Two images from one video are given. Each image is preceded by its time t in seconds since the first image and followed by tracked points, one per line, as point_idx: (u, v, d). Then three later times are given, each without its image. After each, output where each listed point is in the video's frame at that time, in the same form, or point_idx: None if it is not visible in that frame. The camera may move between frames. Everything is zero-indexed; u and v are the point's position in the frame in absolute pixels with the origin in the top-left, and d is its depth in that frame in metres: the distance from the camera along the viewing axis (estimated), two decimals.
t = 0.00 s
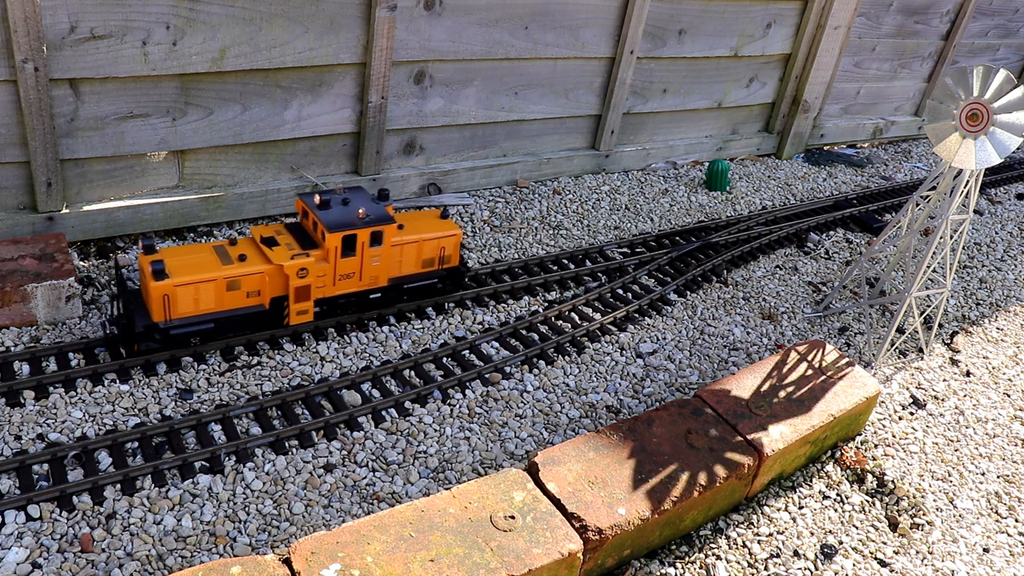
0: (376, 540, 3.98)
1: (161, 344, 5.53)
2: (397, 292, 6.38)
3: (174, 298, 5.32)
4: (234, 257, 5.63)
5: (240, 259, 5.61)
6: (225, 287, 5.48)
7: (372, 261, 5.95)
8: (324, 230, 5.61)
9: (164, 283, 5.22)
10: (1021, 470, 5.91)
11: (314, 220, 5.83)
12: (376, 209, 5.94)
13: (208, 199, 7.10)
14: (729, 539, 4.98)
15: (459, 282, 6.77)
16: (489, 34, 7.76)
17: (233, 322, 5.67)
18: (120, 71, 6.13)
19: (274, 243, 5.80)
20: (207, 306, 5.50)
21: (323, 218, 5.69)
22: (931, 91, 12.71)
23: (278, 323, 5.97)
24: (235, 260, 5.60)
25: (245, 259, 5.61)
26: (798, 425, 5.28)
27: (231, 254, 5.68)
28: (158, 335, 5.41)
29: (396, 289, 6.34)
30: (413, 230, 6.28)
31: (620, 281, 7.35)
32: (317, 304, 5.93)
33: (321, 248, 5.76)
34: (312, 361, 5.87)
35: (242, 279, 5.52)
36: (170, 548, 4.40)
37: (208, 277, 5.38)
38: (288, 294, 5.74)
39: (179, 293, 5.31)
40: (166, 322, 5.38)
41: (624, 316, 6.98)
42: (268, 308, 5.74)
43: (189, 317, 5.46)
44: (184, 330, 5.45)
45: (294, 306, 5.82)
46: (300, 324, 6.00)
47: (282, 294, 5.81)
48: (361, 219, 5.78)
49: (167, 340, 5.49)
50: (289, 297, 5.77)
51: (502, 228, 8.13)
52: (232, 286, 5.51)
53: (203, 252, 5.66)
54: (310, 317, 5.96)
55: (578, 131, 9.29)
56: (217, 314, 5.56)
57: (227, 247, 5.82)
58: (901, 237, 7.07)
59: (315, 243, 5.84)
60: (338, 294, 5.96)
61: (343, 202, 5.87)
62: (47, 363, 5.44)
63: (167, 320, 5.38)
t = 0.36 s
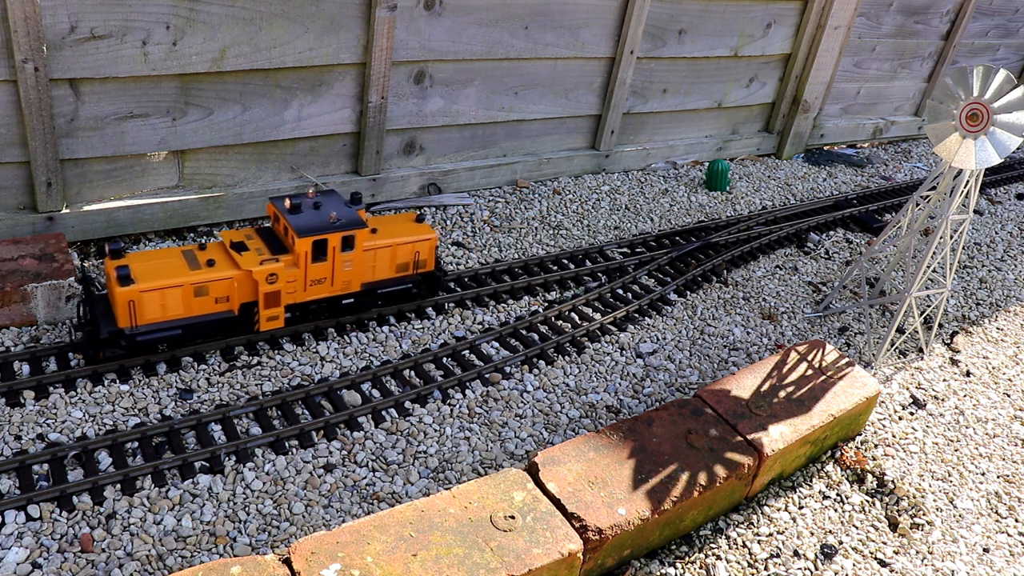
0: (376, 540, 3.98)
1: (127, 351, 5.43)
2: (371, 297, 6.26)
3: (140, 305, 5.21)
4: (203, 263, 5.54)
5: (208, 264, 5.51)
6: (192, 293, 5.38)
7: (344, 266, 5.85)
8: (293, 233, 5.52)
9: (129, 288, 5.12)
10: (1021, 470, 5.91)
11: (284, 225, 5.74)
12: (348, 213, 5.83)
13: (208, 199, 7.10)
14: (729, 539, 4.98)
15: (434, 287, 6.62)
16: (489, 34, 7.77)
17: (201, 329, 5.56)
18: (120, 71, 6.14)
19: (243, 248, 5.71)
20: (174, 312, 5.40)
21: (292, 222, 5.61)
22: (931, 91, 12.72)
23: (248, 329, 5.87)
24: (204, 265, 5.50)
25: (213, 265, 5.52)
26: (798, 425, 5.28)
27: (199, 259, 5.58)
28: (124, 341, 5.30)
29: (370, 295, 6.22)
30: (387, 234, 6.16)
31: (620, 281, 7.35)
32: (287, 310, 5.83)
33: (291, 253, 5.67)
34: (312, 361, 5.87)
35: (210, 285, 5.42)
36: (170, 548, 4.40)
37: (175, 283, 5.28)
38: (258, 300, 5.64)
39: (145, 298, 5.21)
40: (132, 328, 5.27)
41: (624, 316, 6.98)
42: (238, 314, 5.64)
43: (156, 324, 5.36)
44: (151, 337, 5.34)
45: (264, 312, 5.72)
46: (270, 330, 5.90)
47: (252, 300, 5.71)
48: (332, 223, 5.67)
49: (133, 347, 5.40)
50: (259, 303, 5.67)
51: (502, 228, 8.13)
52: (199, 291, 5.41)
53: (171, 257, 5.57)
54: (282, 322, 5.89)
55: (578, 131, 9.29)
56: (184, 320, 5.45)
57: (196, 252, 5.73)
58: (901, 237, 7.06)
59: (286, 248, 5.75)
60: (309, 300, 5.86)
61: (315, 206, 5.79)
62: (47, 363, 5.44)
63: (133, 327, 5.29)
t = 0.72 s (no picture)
0: (377, 540, 3.98)
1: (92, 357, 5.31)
2: (343, 303, 6.14)
3: (104, 311, 5.10)
4: (169, 268, 5.42)
5: (175, 269, 5.40)
6: (158, 298, 5.27)
7: (314, 271, 5.75)
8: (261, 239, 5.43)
9: (93, 294, 5.01)
10: (1021, 470, 5.91)
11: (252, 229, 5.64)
12: (318, 217, 5.76)
13: (208, 199, 7.10)
14: (729, 539, 4.98)
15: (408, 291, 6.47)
16: (489, 34, 7.77)
17: (168, 335, 5.45)
18: (120, 71, 6.13)
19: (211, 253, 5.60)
20: (140, 318, 5.29)
21: (261, 226, 5.52)
22: (931, 91, 12.72)
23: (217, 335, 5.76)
24: (170, 270, 5.39)
25: (180, 269, 5.40)
26: (798, 425, 5.28)
27: (166, 263, 5.47)
28: (89, 348, 5.20)
29: (342, 300, 6.11)
30: (359, 238, 6.05)
31: (620, 281, 7.35)
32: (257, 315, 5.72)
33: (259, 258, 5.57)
34: (312, 361, 5.87)
35: (177, 290, 5.31)
36: (170, 548, 4.40)
37: (140, 288, 5.17)
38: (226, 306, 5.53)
39: (109, 304, 5.10)
40: (97, 335, 5.16)
41: (624, 316, 6.98)
42: (205, 319, 5.53)
43: (121, 330, 5.25)
44: (116, 343, 5.24)
45: (233, 318, 5.62)
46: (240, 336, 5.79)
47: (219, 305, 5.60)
48: (301, 228, 5.60)
49: (98, 353, 5.29)
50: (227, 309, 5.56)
51: (501, 228, 8.13)
52: (165, 297, 5.30)
53: (137, 262, 5.45)
54: (251, 328, 5.77)
55: (578, 131, 9.29)
56: (150, 326, 5.34)
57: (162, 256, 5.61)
58: (901, 237, 7.06)
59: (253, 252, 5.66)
60: (279, 305, 5.75)
61: (284, 210, 5.71)
62: (47, 363, 5.44)
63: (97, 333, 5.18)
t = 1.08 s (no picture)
0: (377, 540, 3.98)
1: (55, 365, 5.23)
2: (314, 308, 6.04)
3: (65, 317, 5.01)
4: (133, 273, 5.33)
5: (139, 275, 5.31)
6: (122, 304, 5.18)
7: (282, 277, 5.64)
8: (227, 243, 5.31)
9: (53, 300, 4.92)
10: (1021, 470, 5.91)
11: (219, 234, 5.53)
12: (287, 222, 5.63)
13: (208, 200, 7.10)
14: (729, 539, 4.98)
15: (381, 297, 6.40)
16: (489, 34, 7.77)
17: (132, 341, 5.37)
18: (120, 71, 6.13)
19: (177, 258, 5.51)
20: (102, 324, 5.20)
21: (227, 230, 5.40)
22: (931, 91, 12.72)
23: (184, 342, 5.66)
24: (135, 276, 5.29)
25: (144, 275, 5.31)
26: (798, 425, 5.28)
27: (130, 269, 5.38)
28: (51, 354, 5.13)
29: (312, 305, 6.01)
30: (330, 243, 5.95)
31: (620, 281, 7.35)
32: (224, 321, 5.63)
33: (226, 263, 5.46)
34: (312, 361, 5.87)
35: (141, 296, 5.22)
36: (170, 548, 4.40)
37: (102, 294, 5.08)
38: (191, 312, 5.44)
39: (71, 311, 5.01)
40: (58, 341, 5.07)
41: (624, 316, 6.98)
42: (171, 325, 5.44)
43: (83, 337, 5.16)
44: (79, 350, 5.15)
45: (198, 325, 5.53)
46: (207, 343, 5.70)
47: (185, 311, 5.51)
48: (269, 233, 5.46)
49: (61, 360, 5.21)
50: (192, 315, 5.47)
51: (501, 228, 8.13)
52: (129, 303, 5.20)
53: (101, 268, 5.36)
54: (218, 335, 5.67)
55: (578, 131, 9.29)
56: (114, 333, 5.25)
57: (129, 262, 5.52)
58: (901, 237, 7.06)
59: (221, 259, 5.54)
60: (247, 311, 5.65)
61: (253, 214, 5.59)
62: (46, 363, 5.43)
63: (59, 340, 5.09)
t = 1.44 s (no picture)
0: (376, 540, 3.98)
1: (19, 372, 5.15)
2: (284, 314, 5.97)
3: (28, 324, 4.91)
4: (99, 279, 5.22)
5: (104, 280, 5.20)
6: (86, 311, 5.07)
7: (251, 282, 5.55)
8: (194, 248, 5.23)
9: (15, 307, 4.82)
10: (1021, 470, 5.91)
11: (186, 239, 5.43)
12: (256, 225, 5.53)
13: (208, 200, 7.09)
14: (729, 539, 4.98)
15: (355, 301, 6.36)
16: (489, 34, 7.77)
17: (98, 347, 5.28)
18: (120, 71, 6.13)
19: (143, 263, 5.39)
20: (67, 332, 5.10)
21: (194, 235, 5.31)
22: (931, 91, 12.72)
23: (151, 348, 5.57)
24: (100, 282, 5.18)
25: (109, 281, 5.20)
26: (798, 425, 5.28)
27: (96, 274, 5.26)
28: (14, 362, 5.06)
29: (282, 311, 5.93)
30: (301, 247, 5.88)
31: (620, 281, 7.35)
32: (192, 327, 5.53)
33: (194, 269, 5.36)
34: (312, 361, 5.87)
35: (106, 303, 5.11)
36: (170, 548, 4.40)
37: (66, 301, 4.97)
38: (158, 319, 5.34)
39: (34, 318, 4.91)
40: (22, 349, 4.99)
41: (624, 316, 6.98)
42: (137, 332, 5.33)
43: (47, 344, 5.06)
44: (43, 357, 5.06)
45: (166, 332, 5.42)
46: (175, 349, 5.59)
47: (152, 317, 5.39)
48: (236, 237, 5.38)
49: (25, 367, 5.12)
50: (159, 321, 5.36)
51: (501, 228, 8.13)
52: (94, 310, 5.10)
53: (66, 273, 5.24)
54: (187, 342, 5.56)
55: (578, 131, 9.29)
56: (78, 340, 5.15)
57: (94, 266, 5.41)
58: (901, 237, 7.06)
59: (188, 263, 5.44)
60: (216, 317, 5.56)
61: (220, 219, 5.49)
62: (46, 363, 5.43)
63: (22, 347, 5.00)
